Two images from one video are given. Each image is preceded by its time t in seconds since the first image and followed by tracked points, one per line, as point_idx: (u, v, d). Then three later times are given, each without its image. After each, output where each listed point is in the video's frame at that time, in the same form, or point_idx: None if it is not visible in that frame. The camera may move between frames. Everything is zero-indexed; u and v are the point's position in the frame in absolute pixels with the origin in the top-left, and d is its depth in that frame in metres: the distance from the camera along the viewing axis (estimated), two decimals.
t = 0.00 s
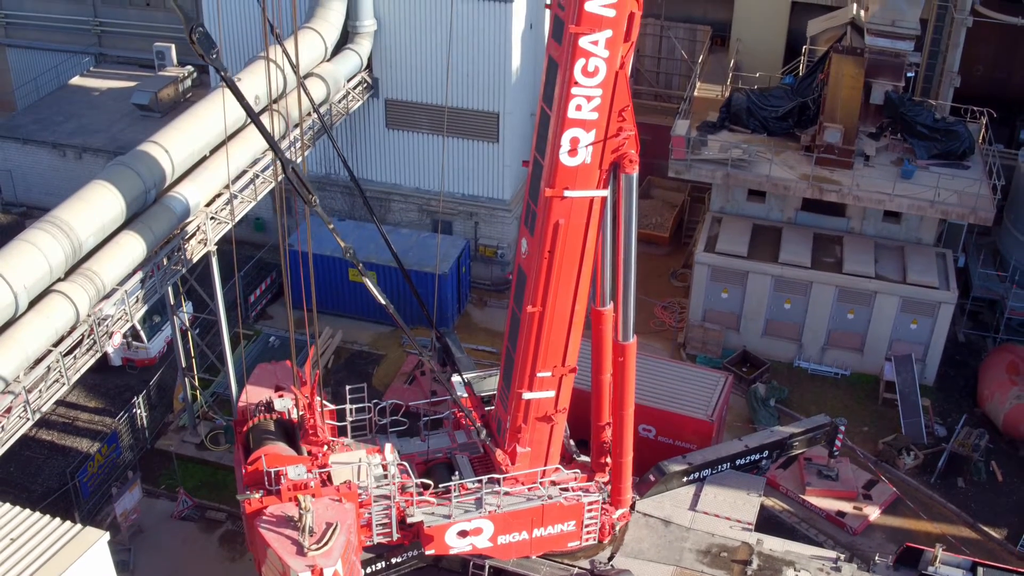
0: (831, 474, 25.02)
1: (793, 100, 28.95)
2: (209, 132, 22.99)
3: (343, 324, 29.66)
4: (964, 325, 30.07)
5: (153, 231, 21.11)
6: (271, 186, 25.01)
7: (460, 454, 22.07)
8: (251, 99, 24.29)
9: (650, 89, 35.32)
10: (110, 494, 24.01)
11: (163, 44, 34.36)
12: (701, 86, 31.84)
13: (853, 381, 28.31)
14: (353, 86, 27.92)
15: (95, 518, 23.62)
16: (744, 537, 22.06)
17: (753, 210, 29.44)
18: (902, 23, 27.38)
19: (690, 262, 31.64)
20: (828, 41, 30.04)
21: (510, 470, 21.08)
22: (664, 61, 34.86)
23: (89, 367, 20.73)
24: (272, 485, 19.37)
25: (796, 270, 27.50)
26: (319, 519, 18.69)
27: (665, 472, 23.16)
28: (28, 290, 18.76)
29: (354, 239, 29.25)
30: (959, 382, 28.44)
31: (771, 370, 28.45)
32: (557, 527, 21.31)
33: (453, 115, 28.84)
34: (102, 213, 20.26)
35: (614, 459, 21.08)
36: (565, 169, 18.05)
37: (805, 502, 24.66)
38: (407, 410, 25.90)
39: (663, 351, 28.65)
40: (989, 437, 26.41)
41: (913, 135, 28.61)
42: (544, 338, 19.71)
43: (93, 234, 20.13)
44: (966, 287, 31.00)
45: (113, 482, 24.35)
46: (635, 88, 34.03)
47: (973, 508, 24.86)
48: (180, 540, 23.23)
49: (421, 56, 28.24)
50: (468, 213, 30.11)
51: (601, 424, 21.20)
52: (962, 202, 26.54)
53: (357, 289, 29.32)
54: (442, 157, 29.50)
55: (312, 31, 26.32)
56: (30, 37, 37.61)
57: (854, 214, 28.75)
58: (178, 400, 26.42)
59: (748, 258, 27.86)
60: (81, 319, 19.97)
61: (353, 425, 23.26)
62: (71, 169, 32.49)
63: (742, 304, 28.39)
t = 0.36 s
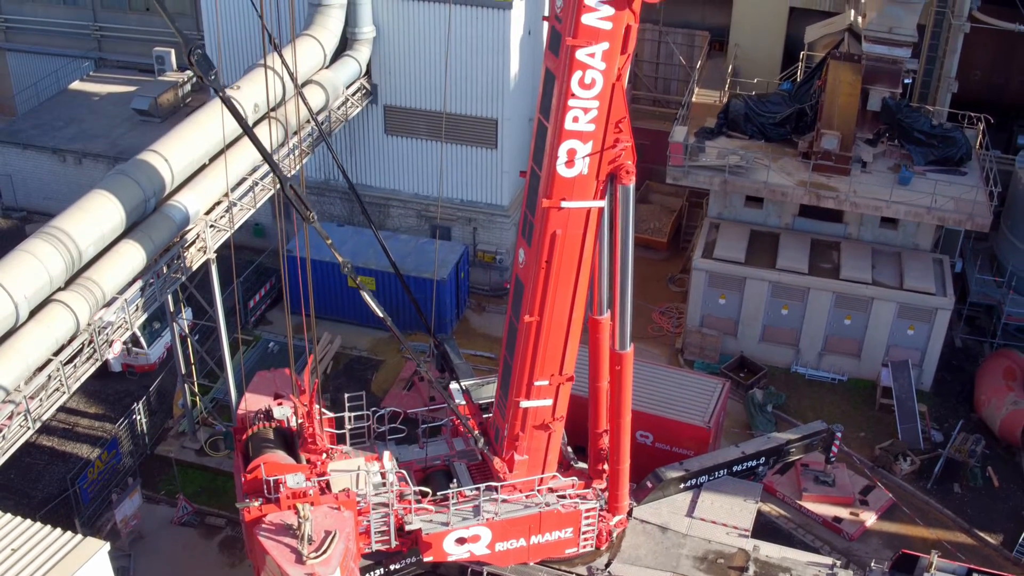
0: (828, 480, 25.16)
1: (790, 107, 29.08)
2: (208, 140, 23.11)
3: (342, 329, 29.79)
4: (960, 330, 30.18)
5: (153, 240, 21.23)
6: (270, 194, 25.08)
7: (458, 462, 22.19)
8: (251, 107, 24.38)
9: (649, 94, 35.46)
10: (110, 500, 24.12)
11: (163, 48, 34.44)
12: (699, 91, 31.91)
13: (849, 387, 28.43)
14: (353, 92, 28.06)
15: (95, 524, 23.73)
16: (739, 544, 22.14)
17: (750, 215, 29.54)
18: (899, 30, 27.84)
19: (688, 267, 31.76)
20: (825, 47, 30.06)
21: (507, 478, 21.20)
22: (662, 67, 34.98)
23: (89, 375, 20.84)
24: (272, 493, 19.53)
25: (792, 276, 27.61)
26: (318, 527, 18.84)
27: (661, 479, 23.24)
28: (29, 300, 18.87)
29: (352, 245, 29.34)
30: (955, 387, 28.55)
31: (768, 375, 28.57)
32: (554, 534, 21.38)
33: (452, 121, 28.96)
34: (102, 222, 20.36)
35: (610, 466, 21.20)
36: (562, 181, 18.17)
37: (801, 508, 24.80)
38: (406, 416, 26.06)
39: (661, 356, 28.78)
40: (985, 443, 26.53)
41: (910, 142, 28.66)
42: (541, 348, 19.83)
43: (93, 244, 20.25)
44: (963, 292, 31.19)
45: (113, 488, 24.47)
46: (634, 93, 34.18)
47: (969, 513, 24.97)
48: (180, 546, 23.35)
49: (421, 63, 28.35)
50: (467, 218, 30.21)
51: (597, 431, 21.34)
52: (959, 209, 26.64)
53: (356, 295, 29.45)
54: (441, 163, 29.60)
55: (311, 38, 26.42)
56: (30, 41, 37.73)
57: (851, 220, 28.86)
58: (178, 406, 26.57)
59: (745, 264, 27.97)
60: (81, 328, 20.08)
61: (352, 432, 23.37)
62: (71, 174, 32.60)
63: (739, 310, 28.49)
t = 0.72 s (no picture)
0: (825, 486, 25.28)
1: (789, 113, 29.15)
2: (207, 149, 23.19)
3: (342, 335, 29.88)
4: (958, 336, 30.28)
5: (153, 249, 21.32)
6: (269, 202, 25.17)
7: (456, 469, 22.30)
8: (250, 115, 24.46)
9: (648, 100, 35.57)
10: (110, 507, 24.23)
11: (162, 53, 34.42)
12: (698, 97, 31.95)
13: (847, 393, 28.52)
14: (352, 99, 28.15)
15: (96, 531, 23.83)
16: (737, 551, 22.33)
17: (748, 221, 29.62)
18: (897, 37, 27.76)
19: (686, 272, 31.85)
20: (823, 53, 30.11)
21: (505, 486, 21.29)
22: (661, 72, 35.07)
23: (90, 384, 20.91)
24: (272, 502, 19.70)
25: (790, 282, 27.68)
26: (318, 536, 19.01)
27: (660, 486, 23.20)
28: (30, 310, 18.98)
29: (352, 251, 29.42)
30: (953, 393, 28.64)
31: (766, 382, 28.64)
32: (552, 541, 21.47)
33: (452, 128, 29.05)
34: (102, 232, 20.46)
35: (609, 474, 21.26)
36: (559, 192, 18.25)
37: (799, 514, 24.85)
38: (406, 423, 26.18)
39: (659, 363, 28.87)
40: (982, 449, 26.63)
41: (908, 148, 28.67)
42: (539, 357, 19.92)
43: (93, 253, 20.33)
44: (961, 298, 31.35)
45: (113, 494, 24.57)
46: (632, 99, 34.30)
47: (965, 519, 25.07)
48: (180, 553, 23.44)
49: (420, 70, 28.44)
50: (466, 224, 30.30)
51: (596, 439, 21.43)
52: (956, 215, 26.72)
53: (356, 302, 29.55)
54: (440, 169, 29.68)
55: (310, 46, 26.51)
56: (30, 46, 37.81)
57: (849, 226, 28.93)
58: (178, 413, 26.61)
59: (743, 270, 28.07)
60: (82, 337, 20.15)
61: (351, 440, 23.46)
62: (71, 179, 32.69)
63: (737, 316, 28.57)
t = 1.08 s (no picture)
0: (824, 493, 25.20)
1: (787, 120, 29.27)
2: (208, 159, 23.30)
3: (341, 342, 29.95)
4: (956, 342, 30.40)
5: (154, 259, 21.44)
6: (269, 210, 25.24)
7: (456, 478, 22.39)
8: (250, 123, 24.52)
9: (646, 106, 35.65)
10: (112, 514, 24.32)
11: (162, 59, 34.53)
12: (696, 103, 32.01)
13: (845, 399, 28.62)
14: (352, 107, 28.23)
15: (97, 538, 23.92)
16: (736, 558, 22.36)
17: (747, 228, 29.69)
18: (895, 45, 27.84)
19: (685, 278, 31.94)
20: (823, 60, 30.29)
21: (505, 495, 21.43)
22: (660, 78, 35.15)
23: (92, 394, 20.99)
24: (273, 511, 19.79)
25: (788, 289, 27.78)
26: (319, 545, 19.05)
27: (659, 494, 23.45)
28: (32, 321, 19.06)
29: (352, 258, 29.51)
30: (951, 399, 28.74)
31: (765, 388, 28.70)
32: (551, 549, 21.57)
33: (451, 135, 29.11)
34: (103, 242, 20.55)
35: (608, 482, 21.35)
36: (558, 204, 18.35)
37: (797, 521, 24.93)
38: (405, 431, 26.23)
39: (658, 369, 28.96)
40: (980, 455, 26.74)
41: (906, 155, 28.80)
42: (539, 367, 20.01)
43: (95, 264, 20.43)
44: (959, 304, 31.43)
45: (114, 501, 24.65)
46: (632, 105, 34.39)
47: (963, 526, 25.18)
48: (180, 560, 23.52)
49: (420, 78, 28.52)
50: (465, 231, 30.37)
51: (595, 447, 21.51)
52: (954, 222, 26.83)
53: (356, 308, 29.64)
54: (441, 176, 29.76)
55: (310, 54, 26.50)
56: (30, 51, 37.89)
57: (847, 233, 29.01)
58: (178, 419, 26.89)
59: (742, 277, 28.13)
60: (83, 348, 20.22)
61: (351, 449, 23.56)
62: (72, 185, 32.75)
63: (736, 322, 28.65)
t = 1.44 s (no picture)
0: (823, 500, 25.46)
1: (787, 127, 29.30)
2: (209, 168, 23.38)
3: (342, 347, 30.04)
4: (955, 347, 30.52)
5: (156, 268, 21.52)
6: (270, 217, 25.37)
7: (458, 486, 22.52)
8: (252, 132, 24.59)
9: (646, 111, 35.74)
10: (115, 520, 24.40)
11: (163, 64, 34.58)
12: (696, 109, 32.14)
13: (844, 405, 28.73)
14: (353, 113, 28.31)
15: (100, 544, 23.92)
16: (735, 565, 22.55)
17: (746, 234, 29.80)
18: (894, 52, 27.66)
19: (685, 284, 32.05)
20: (822, 65, 30.30)
21: (506, 503, 21.51)
22: (659, 83, 35.25)
23: (96, 404, 21.11)
24: (275, 521, 19.68)
25: (788, 296, 27.88)
26: (321, 554, 19.22)
27: (659, 501, 23.52)
28: (36, 332, 19.14)
29: (353, 264, 29.59)
30: (950, 404, 28.86)
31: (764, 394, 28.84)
32: (552, 557, 21.57)
33: (452, 141, 29.20)
34: (106, 253, 20.63)
35: (608, 490, 21.46)
36: (559, 216, 18.45)
37: (796, 527, 25.05)
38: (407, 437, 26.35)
39: (658, 376, 29.09)
40: (978, 461, 26.86)
41: (905, 161, 28.96)
42: (539, 377, 20.12)
43: (98, 274, 20.51)
44: (958, 309, 31.52)
45: (117, 508, 24.76)
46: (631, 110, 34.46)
47: (962, 531, 25.31)
48: (183, 566, 23.63)
49: (420, 85, 28.62)
50: (466, 237, 30.47)
51: (596, 455, 21.62)
52: (953, 229, 26.97)
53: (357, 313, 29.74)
54: (442, 182, 29.85)
55: (311, 61, 26.58)
56: (31, 56, 37.95)
57: (846, 239, 29.13)
58: (180, 426, 26.78)
59: (742, 283, 28.24)
60: (87, 358, 20.32)
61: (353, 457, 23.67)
62: (73, 191, 32.83)
63: (736, 329, 28.76)
